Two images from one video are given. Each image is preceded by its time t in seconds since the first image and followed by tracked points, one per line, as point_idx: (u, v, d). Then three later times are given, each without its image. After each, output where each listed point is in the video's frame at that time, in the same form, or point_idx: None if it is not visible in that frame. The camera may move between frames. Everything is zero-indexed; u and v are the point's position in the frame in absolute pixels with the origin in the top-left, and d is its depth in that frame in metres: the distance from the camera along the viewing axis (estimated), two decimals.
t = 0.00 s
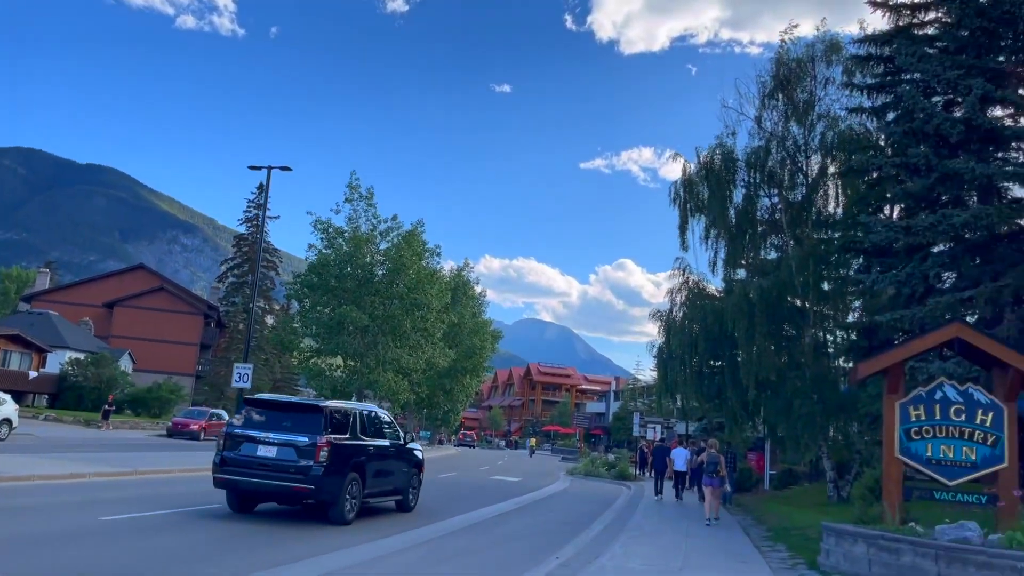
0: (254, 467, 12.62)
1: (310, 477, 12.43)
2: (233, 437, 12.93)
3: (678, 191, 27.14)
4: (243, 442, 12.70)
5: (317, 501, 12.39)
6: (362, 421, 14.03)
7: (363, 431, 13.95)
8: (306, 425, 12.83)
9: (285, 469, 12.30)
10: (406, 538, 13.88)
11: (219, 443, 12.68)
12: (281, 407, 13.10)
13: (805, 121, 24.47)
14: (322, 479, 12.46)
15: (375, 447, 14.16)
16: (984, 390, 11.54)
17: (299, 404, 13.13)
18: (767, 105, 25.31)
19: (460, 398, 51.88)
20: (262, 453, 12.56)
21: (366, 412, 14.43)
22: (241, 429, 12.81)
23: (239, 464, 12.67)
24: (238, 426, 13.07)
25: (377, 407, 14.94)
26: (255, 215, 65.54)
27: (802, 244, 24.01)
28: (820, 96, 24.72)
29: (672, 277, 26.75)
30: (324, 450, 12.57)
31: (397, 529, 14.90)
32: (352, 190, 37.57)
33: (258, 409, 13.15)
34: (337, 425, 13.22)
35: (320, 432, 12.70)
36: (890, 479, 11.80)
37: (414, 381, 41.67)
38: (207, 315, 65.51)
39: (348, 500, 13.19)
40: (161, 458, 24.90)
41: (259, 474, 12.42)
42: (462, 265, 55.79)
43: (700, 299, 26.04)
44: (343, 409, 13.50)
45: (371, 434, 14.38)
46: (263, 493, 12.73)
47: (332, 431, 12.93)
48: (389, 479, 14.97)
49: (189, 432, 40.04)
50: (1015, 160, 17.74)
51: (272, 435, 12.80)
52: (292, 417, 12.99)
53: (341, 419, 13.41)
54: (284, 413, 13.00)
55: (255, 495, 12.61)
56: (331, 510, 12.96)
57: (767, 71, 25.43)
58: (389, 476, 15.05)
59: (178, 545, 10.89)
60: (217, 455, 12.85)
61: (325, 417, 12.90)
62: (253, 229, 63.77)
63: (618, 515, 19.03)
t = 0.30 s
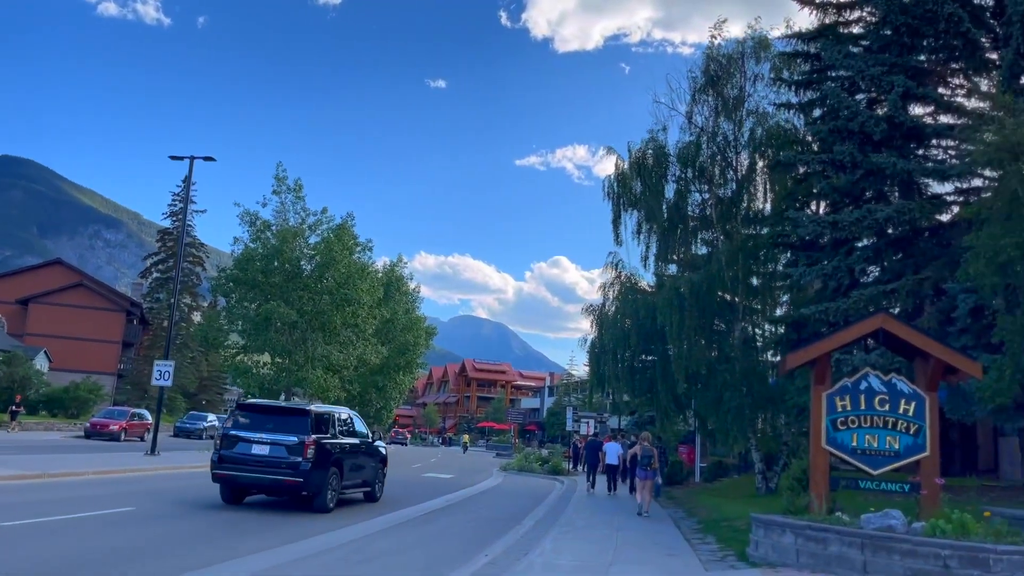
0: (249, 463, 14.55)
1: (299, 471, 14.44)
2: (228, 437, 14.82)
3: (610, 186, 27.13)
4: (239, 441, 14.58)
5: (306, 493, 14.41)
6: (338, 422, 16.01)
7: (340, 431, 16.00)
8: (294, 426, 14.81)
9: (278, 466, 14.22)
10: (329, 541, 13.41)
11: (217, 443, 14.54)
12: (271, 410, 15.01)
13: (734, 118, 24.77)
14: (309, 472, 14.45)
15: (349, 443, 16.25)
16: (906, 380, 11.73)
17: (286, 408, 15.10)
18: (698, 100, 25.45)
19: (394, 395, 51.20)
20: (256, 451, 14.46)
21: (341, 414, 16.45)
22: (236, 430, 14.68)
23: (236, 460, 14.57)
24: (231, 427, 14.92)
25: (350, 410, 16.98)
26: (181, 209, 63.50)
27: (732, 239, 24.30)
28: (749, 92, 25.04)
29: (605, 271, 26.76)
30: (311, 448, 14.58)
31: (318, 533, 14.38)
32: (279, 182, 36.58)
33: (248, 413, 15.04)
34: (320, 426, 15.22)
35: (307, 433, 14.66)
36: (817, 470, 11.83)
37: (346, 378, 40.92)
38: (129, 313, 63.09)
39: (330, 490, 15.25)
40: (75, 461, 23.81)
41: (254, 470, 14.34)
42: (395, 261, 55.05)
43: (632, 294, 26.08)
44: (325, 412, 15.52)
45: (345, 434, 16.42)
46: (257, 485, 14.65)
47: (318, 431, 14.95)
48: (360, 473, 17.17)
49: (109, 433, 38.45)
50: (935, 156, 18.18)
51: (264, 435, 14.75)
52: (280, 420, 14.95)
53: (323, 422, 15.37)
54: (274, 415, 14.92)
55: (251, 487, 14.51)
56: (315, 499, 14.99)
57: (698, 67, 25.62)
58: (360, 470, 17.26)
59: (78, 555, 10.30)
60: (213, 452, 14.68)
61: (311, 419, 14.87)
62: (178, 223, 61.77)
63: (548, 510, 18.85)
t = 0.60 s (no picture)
0: (250, 464, 16.26)
1: (297, 472, 16.26)
2: (231, 441, 16.50)
3: (567, 186, 26.99)
4: (242, 445, 16.27)
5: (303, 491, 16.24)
6: (326, 428, 17.83)
7: (327, 436, 17.87)
8: (290, 432, 16.64)
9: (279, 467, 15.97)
10: (274, 550, 12.95)
11: (221, 447, 16.18)
12: (268, 417, 16.76)
13: (688, 118, 24.81)
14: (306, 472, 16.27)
15: (334, 447, 18.09)
16: (860, 379, 11.72)
17: (281, 416, 16.92)
18: (653, 101, 25.42)
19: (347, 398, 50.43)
20: (258, 454, 16.17)
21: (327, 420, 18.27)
22: (238, 435, 16.36)
23: (239, 462, 16.27)
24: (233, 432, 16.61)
25: (332, 417, 18.78)
26: (127, 207, 61.76)
27: (687, 239, 24.31)
28: (704, 93, 25.10)
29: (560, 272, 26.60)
30: (307, 451, 16.41)
31: (260, 542, 13.88)
32: (229, 179, 35.76)
33: (246, 419, 16.74)
34: (312, 430, 17.06)
35: (303, 437, 16.47)
36: (772, 470, 11.72)
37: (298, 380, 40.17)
38: (73, 314, 60.79)
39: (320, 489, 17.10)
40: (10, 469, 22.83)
41: (256, 471, 16.04)
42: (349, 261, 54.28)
43: (587, 294, 25.96)
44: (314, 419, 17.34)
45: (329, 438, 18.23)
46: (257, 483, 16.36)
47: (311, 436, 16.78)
48: (342, 474, 19.03)
49: (49, 437, 37.11)
50: (886, 157, 18.35)
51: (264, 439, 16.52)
52: (277, 426, 16.73)
53: (313, 427, 17.21)
54: (272, 421, 16.69)
55: (252, 486, 16.20)
56: (308, 496, 16.81)
57: (653, 68, 25.60)
58: (343, 471, 19.13)
59: (3, 568, 9.78)
60: (217, 455, 16.30)
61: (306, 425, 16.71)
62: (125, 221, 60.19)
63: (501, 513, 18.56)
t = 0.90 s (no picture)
0: (256, 467, 18.06)
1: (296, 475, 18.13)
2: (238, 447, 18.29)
3: (540, 190, 26.75)
4: (248, 450, 18.06)
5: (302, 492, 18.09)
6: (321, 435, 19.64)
7: (320, 443, 19.70)
8: (290, 439, 18.52)
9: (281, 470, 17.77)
10: (233, 560, 12.48)
11: (230, 452, 17.93)
12: (271, 425, 18.59)
13: (661, 123, 24.68)
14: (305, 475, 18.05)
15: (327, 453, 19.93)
16: (834, 386, 11.55)
17: (281, 425, 18.79)
18: (626, 106, 25.28)
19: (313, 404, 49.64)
20: (263, 459, 17.99)
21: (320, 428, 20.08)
22: (245, 442, 18.16)
23: (245, 466, 18.06)
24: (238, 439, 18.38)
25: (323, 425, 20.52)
26: (90, 207, 60.40)
27: (658, 246, 24.13)
28: (676, 99, 24.96)
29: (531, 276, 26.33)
30: (305, 456, 18.25)
31: (218, 552, 13.38)
32: (195, 179, 35.03)
33: (249, 428, 18.53)
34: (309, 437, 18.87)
35: (302, 444, 18.27)
36: (745, 479, 11.46)
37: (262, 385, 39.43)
38: (34, 316, 58.91)
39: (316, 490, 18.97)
40: None
41: (262, 473, 17.85)
42: (317, 265, 53.54)
43: (558, 300, 25.69)
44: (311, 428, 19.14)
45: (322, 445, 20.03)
46: (260, 484, 18.21)
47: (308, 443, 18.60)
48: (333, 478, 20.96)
49: (4, 442, 35.99)
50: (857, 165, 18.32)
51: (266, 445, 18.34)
52: (278, 434, 18.58)
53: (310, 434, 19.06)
54: (274, 428, 18.51)
55: (256, 488, 18.01)
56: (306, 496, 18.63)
57: (626, 73, 25.47)
58: (335, 476, 21.09)
59: None
60: (224, 459, 18.07)
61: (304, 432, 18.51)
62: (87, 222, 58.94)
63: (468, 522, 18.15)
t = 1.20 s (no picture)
0: (260, 472, 19.27)
1: (298, 478, 19.26)
2: (243, 452, 19.51)
3: (521, 194, 26.51)
4: (253, 456, 19.25)
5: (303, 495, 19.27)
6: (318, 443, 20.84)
7: (318, 449, 20.95)
8: (291, 445, 19.73)
9: (284, 474, 18.92)
10: (201, 568, 12.09)
11: (236, 457, 19.13)
12: (273, 433, 19.71)
13: (645, 128, 24.46)
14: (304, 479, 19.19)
15: (323, 460, 21.24)
16: (820, 395, 11.34)
17: (283, 432, 20.01)
18: (609, 111, 25.09)
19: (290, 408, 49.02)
20: (266, 464, 19.12)
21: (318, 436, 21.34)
22: (250, 448, 19.36)
23: (250, 470, 19.27)
24: (243, 445, 19.53)
25: (318, 432, 21.68)
26: (65, 206, 59.39)
27: (641, 252, 23.94)
28: (660, 103, 24.77)
29: (511, 281, 26.05)
30: (306, 461, 19.44)
31: (185, 559, 12.98)
32: (171, 178, 34.45)
33: (254, 435, 19.67)
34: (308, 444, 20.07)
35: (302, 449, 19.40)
36: (728, 490, 11.19)
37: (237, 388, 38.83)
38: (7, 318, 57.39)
39: (315, 494, 20.18)
40: None
41: (266, 477, 19.05)
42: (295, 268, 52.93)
43: (539, 305, 25.39)
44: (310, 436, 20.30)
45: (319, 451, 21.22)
46: (264, 487, 19.43)
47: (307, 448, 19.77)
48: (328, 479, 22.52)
49: None
50: (842, 173, 18.22)
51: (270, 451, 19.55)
52: (280, 441, 19.79)
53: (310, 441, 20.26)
54: (276, 435, 19.66)
55: (260, 490, 19.14)
56: (305, 499, 19.84)
57: (609, 78, 25.28)
58: (328, 478, 22.70)
59: None
60: (229, 464, 19.20)
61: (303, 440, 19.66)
62: (61, 221, 57.95)
63: (444, 531, 17.73)
